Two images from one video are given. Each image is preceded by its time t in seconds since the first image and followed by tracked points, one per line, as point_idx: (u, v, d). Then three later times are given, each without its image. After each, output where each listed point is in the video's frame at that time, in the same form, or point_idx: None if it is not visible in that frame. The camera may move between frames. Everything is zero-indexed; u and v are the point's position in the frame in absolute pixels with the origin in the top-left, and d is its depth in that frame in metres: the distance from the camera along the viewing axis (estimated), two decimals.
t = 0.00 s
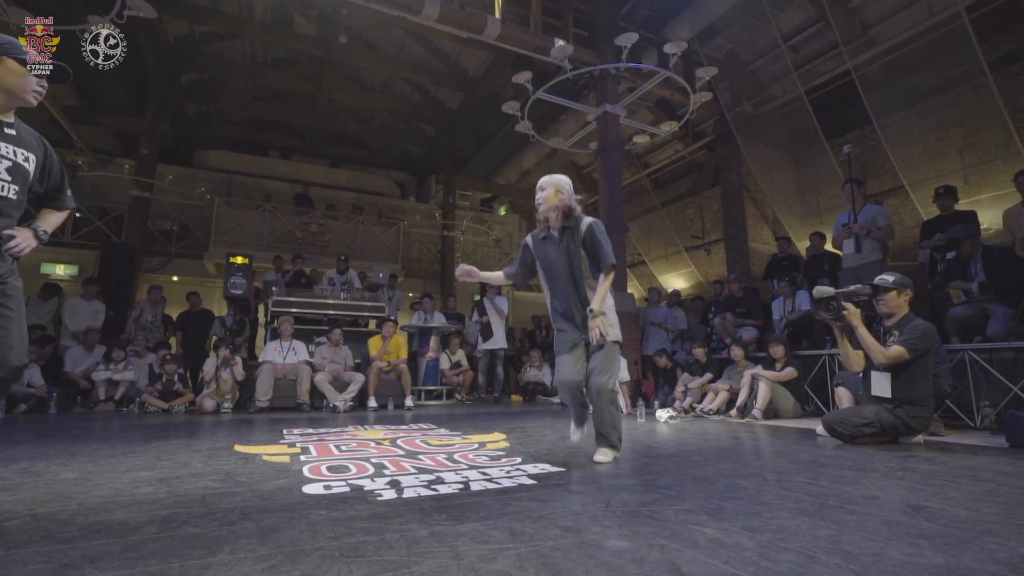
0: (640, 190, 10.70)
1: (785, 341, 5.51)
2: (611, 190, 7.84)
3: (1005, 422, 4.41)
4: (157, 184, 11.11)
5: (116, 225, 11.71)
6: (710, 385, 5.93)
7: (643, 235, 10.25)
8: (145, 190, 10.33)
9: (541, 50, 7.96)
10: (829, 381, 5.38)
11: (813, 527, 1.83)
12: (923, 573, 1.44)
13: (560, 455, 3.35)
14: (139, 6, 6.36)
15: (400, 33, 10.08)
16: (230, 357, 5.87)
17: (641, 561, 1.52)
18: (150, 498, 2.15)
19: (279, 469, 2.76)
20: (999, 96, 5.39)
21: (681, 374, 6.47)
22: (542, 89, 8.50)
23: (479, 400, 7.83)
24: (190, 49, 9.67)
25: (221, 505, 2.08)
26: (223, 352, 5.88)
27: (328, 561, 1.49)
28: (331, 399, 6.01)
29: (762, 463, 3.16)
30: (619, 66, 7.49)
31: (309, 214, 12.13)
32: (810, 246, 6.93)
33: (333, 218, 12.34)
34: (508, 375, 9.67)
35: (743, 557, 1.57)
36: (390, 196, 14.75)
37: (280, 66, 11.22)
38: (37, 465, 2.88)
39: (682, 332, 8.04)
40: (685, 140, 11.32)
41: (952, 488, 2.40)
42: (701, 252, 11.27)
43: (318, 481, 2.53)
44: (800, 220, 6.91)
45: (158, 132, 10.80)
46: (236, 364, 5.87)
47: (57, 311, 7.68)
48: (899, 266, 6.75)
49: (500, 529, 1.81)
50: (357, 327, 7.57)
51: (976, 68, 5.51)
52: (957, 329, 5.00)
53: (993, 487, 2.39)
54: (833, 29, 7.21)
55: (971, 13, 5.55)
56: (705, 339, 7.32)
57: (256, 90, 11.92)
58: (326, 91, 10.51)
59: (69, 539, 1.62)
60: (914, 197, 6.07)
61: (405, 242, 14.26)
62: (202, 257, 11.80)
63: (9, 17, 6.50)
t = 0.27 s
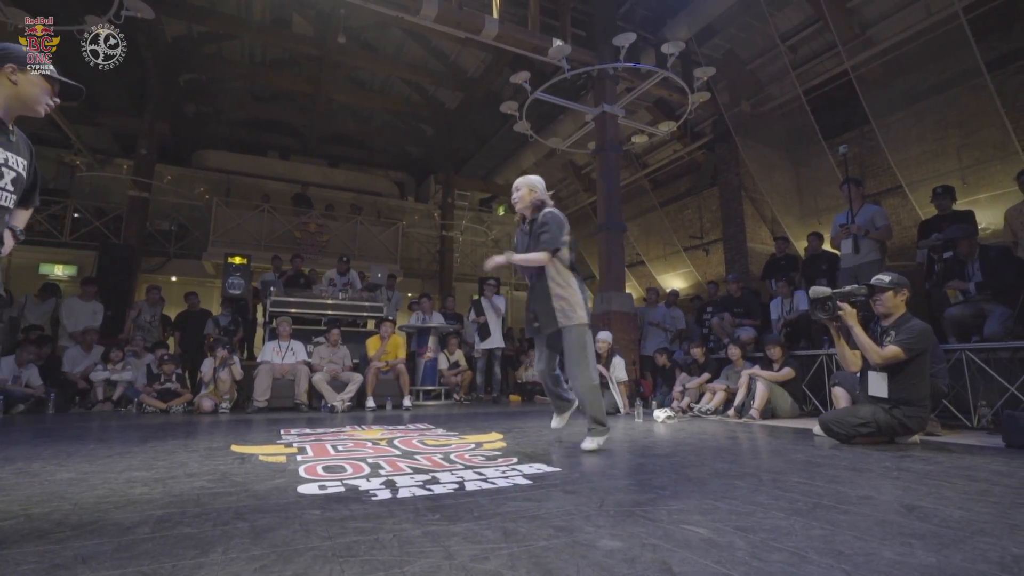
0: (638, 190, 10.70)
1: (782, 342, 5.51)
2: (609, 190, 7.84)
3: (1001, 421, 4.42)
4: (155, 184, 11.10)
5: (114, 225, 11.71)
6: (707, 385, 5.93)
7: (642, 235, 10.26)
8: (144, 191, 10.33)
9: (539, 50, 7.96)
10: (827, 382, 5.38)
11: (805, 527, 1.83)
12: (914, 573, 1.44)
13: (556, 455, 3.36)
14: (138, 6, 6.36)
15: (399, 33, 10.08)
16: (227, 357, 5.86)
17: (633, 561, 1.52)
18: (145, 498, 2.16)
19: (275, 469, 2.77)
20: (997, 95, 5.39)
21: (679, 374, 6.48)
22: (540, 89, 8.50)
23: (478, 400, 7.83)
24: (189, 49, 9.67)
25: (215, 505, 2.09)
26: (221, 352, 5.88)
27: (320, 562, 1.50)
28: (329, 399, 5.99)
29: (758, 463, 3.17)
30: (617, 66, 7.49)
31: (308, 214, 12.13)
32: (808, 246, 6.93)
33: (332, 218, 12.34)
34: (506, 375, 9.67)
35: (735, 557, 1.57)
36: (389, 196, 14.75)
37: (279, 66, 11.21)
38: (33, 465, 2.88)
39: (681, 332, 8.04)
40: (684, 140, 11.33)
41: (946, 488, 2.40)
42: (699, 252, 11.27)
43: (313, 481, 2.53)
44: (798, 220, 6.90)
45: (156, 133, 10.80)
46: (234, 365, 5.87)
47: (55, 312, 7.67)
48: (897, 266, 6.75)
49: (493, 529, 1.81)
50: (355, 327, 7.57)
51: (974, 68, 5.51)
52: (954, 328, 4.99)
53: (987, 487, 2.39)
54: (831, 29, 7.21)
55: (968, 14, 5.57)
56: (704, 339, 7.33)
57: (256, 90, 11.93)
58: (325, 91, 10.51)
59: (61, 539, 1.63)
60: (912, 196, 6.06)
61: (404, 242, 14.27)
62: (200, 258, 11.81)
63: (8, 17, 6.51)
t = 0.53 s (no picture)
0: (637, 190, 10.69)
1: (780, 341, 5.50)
2: (607, 190, 7.84)
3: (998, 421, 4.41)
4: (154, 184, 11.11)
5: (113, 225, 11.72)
6: (705, 385, 5.93)
7: (641, 235, 10.26)
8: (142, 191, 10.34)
9: (537, 50, 7.96)
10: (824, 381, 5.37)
11: (797, 528, 1.83)
12: (903, 573, 1.44)
13: (551, 455, 3.36)
14: (136, 7, 6.36)
15: (397, 33, 10.08)
16: (225, 356, 5.88)
17: (623, 561, 1.52)
18: (139, 498, 2.17)
19: (270, 469, 2.77)
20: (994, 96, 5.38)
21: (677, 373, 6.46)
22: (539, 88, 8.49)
23: (476, 400, 7.84)
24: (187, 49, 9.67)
25: (209, 505, 2.09)
26: (219, 352, 5.88)
27: (310, 562, 1.50)
28: (327, 399, 6.00)
29: (753, 462, 3.17)
30: (615, 67, 7.48)
31: (307, 214, 12.13)
32: (806, 246, 6.94)
33: (330, 218, 12.34)
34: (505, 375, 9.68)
35: (726, 557, 1.57)
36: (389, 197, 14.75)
37: (278, 66, 11.21)
38: (29, 465, 2.89)
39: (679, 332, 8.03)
40: (683, 140, 11.34)
41: (940, 487, 2.40)
42: (698, 252, 11.26)
43: (307, 481, 2.53)
44: (796, 220, 6.89)
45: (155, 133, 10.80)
46: (232, 365, 5.88)
47: (53, 312, 7.68)
48: (895, 266, 6.75)
49: (485, 529, 1.81)
50: (353, 327, 7.57)
51: (971, 68, 5.49)
52: (952, 329, 4.96)
53: (981, 488, 2.39)
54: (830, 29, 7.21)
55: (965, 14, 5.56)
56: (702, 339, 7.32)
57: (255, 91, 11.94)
58: (324, 91, 10.51)
59: (52, 539, 1.63)
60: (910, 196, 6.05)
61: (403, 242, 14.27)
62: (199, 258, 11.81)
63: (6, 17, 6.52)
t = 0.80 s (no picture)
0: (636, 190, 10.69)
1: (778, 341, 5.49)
2: (606, 190, 7.84)
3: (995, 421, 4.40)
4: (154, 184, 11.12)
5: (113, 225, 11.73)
6: (703, 385, 5.92)
7: (640, 235, 10.25)
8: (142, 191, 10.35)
9: (536, 50, 7.97)
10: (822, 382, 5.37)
11: (789, 528, 1.83)
12: (893, 573, 1.44)
13: (547, 455, 3.36)
14: (134, 7, 6.37)
15: (396, 33, 10.10)
16: (223, 357, 5.86)
17: (613, 561, 1.52)
18: (132, 498, 2.17)
19: (266, 469, 2.77)
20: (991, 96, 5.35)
21: (676, 373, 6.41)
22: (538, 88, 8.49)
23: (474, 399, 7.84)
24: (187, 50, 9.69)
25: (202, 505, 2.10)
26: (215, 353, 5.89)
27: (300, 562, 1.50)
28: (325, 399, 6.02)
29: (749, 463, 3.17)
30: (614, 66, 7.48)
31: (306, 214, 12.14)
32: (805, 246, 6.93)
33: (330, 218, 12.35)
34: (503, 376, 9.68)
35: (716, 557, 1.57)
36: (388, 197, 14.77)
37: (277, 66, 11.22)
38: (24, 465, 2.89)
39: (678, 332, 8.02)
40: (682, 141, 11.34)
41: (934, 487, 2.40)
42: (697, 252, 11.27)
43: (301, 481, 2.53)
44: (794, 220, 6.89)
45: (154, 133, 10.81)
46: (229, 365, 5.87)
47: (52, 312, 7.69)
48: (894, 266, 6.74)
49: (477, 529, 1.81)
50: (352, 327, 7.57)
51: (970, 68, 5.45)
52: (950, 329, 4.95)
53: (976, 489, 2.39)
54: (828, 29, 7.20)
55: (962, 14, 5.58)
56: (700, 339, 7.32)
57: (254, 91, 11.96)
58: (323, 91, 10.52)
59: (43, 539, 1.64)
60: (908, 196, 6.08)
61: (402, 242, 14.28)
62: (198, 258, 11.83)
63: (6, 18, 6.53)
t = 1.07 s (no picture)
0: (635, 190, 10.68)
1: (776, 341, 5.48)
2: (604, 190, 7.84)
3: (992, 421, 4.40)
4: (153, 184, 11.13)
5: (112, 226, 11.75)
6: (701, 385, 5.92)
7: (639, 235, 10.25)
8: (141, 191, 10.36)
9: (534, 50, 7.97)
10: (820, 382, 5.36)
11: (780, 527, 1.83)
12: (881, 573, 1.44)
13: (542, 455, 3.36)
14: (132, 7, 6.37)
15: (395, 33, 10.09)
16: (222, 357, 5.92)
17: (601, 561, 1.52)
18: (126, 498, 2.18)
19: (260, 469, 2.77)
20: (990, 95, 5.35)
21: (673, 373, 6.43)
22: (536, 88, 8.48)
23: (473, 400, 7.85)
24: (186, 50, 9.68)
25: (195, 505, 2.10)
26: (213, 353, 5.94)
27: (289, 561, 1.51)
28: (323, 399, 6.03)
29: (744, 462, 3.17)
30: (612, 66, 7.48)
31: (305, 214, 12.15)
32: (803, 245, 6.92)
33: (329, 218, 12.36)
34: (502, 376, 9.67)
35: (705, 556, 1.57)
36: (388, 197, 14.78)
37: (276, 66, 11.21)
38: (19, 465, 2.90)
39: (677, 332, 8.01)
40: (681, 140, 11.34)
41: (928, 487, 2.40)
42: (697, 252, 11.26)
43: (295, 481, 2.54)
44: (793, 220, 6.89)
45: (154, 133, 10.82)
46: (227, 365, 5.92)
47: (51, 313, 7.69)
48: (892, 265, 6.74)
49: (467, 529, 1.81)
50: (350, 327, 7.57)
51: (969, 67, 5.45)
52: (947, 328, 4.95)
53: (969, 489, 2.38)
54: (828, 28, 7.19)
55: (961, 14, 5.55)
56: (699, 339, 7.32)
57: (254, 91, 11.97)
58: (322, 91, 10.51)
59: (34, 539, 1.65)
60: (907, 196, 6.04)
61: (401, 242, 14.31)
62: (197, 258, 11.84)
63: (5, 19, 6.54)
